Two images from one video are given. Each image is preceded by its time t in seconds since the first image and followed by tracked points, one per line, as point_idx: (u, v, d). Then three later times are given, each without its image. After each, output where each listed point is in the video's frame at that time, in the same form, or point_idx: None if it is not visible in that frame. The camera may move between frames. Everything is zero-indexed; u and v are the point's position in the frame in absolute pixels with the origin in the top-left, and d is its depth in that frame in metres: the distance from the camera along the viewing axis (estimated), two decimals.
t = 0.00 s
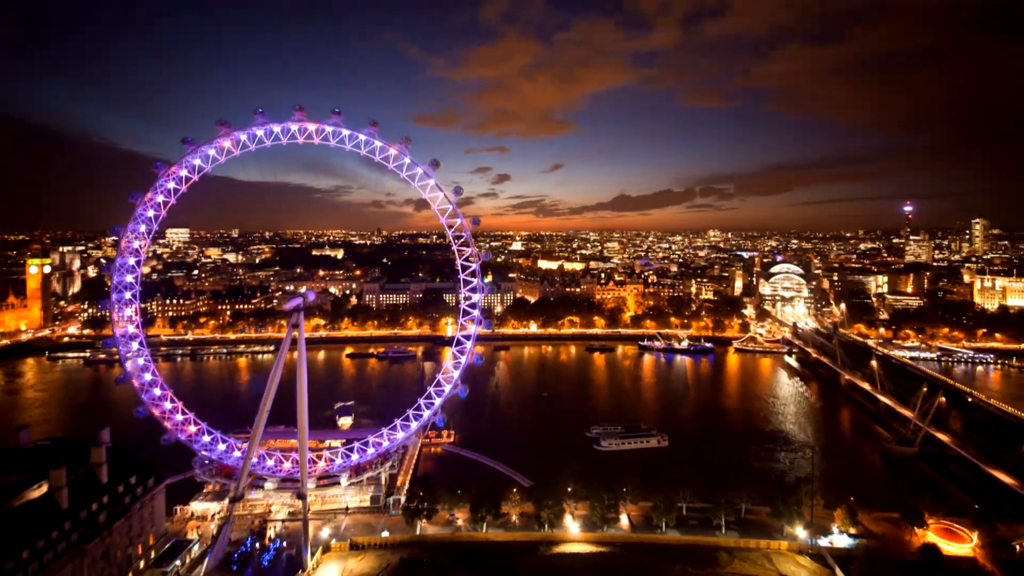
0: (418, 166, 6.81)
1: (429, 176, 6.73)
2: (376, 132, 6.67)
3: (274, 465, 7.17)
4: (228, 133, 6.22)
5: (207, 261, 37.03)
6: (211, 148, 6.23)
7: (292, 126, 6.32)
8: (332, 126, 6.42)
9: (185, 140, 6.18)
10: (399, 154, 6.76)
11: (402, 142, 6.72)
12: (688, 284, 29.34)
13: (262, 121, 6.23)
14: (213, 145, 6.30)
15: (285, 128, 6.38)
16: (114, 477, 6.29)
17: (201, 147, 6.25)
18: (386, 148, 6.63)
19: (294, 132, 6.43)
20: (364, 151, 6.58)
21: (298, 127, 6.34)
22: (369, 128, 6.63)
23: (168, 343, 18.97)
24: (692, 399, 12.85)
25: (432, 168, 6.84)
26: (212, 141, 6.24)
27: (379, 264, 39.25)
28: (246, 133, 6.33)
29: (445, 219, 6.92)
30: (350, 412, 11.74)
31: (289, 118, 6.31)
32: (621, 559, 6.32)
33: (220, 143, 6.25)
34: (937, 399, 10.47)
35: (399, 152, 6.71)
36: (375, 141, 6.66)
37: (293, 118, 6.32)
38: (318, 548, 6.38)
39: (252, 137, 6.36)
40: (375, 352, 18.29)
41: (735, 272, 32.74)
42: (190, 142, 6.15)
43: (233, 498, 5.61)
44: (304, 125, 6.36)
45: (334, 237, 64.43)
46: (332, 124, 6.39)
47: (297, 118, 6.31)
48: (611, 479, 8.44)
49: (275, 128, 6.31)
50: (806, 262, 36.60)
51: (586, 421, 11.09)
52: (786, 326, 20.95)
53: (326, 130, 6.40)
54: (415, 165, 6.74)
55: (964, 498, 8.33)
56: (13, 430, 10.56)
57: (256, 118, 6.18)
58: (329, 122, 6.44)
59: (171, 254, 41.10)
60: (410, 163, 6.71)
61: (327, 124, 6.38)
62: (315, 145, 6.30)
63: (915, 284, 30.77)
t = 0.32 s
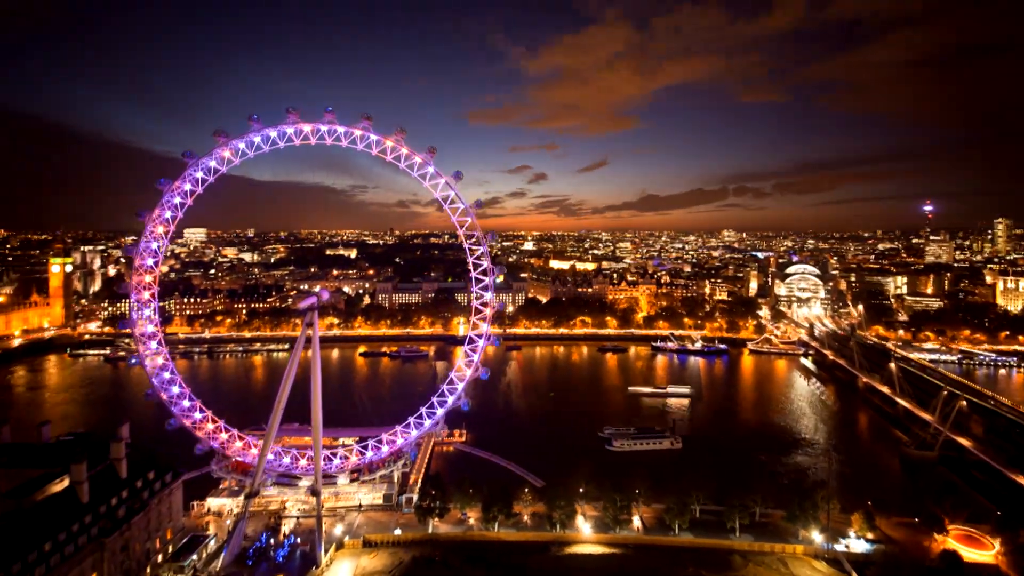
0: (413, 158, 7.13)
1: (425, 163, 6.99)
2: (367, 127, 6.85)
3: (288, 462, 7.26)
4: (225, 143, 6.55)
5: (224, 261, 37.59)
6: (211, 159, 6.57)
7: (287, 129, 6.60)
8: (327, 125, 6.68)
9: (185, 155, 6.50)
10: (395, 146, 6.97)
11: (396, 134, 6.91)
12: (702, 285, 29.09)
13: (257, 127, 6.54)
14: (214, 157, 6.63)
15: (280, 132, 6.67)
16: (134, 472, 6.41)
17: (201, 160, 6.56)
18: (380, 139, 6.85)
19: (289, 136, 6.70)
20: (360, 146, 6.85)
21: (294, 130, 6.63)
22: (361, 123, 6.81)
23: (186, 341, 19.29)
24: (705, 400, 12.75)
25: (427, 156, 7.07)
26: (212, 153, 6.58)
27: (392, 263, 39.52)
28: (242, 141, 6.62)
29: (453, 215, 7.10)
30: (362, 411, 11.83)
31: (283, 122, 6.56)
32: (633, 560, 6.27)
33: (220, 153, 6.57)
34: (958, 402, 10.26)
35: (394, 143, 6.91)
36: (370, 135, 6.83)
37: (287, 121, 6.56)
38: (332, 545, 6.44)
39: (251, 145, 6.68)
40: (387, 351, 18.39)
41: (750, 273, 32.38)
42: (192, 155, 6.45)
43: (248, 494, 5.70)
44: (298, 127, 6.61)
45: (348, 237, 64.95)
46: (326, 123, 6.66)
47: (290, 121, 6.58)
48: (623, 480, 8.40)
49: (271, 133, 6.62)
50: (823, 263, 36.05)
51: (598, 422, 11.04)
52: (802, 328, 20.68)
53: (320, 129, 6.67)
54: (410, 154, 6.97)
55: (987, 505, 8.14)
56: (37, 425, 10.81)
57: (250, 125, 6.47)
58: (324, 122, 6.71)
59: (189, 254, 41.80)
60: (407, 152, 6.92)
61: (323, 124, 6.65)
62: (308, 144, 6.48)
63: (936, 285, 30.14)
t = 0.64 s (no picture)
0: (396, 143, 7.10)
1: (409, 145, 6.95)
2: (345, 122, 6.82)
3: (302, 459, 7.36)
4: (212, 162, 6.69)
5: (240, 260, 38.08)
6: (193, 194, 6.69)
7: (269, 140, 6.73)
8: (305, 128, 6.73)
9: (178, 183, 6.66)
10: (377, 135, 6.94)
11: (374, 122, 6.86)
12: (716, 286, 28.81)
13: (239, 143, 6.66)
14: (205, 181, 6.74)
15: (264, 144, 6.79)
16: (152, 468, 6.54)
17: (192, 185, 6.68)
18: (360, 131, 6.82)
19: (272, 146, 6.82)
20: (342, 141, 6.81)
21: (276, 140, 6.77)
22: (337, 118, 6.77)
23: (202, 339, 19.57)
24: (719, 402, 12.62)
25: (410, 138, 7.02)
26: (201, 176, 6.70)
27: (404, 263, 39.70)
28: (228, 159, 6.73)
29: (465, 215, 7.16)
30: (374, 410, 11.91)
31: (263, 133, 6.68)
32: (646, 563, 6.23)
33: (211, 174, 6.71)
34: (979, 406, 10.03)
35: (375, 132, 6.88)
36: (350, 129, 6.78)
37: (268, 131, 6.68)
38: (345, 541, 6.49)
39: (237, 161, 6.79)
40: (400, 350, 18.48)
41: (765, 274, 31.99)
42: (181, 183, 6.59)
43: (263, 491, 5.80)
44: (280, 135, 6.74)
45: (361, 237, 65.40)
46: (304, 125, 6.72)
47: (268, 130, 6.69)
48: (636, 482, 8.35)
49: (255, 146, 6.73)
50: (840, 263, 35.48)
51: (610, 423, 10.98)
52: (819, 329, 20.38)
53: (301, 132, 6.74)
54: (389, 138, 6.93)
55: (1009, 511, 7.96)
56: (59, 420, 11.07)
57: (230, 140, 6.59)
58: (303, 126, 6.75)
59: (206, 253, 42.43)
60: (389, 139, 6.89)
61: (300, 127, 6.71)
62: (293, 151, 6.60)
63: (957, 286, 29.53)
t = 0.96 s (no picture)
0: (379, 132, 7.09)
1: (391, 134, 6.93)
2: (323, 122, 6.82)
3: (317, 456, 7.44)
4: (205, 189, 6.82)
5: (257, 260, 38.58)
6: (193, 224, 6.84)
7: (256, 157, 6.83)
8: (287, 137, 6.80)
9: (177, 216, 6.84)
10: (358, 130, 6.93)
11: (351, 117, 6.82)
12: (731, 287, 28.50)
13: (228, 167, 6.80)
14: (202, 209, 6.88)
15: (251, 162, 6.89)
16: (170, 464, 6.66)
17: (189, 216, 6.84)
18: (340, 129, 6.80)
19: (259, 162, 6.92)
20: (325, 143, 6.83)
21: (263, 156, 6.85)
22: (315, 120, 6.77)
23: (219, 337, 19.87)
24: (734, 404, 12.48)
25: (391, 127, 6.98)
26: (198, 206, 6.83)
27: (418, 263, 39.93)
28: (221, 182, 6.85)
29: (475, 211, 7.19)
30: (387, 408, 11.99)
31: (248, 151, 6.78)
32: (659, 565, 6.19)
33: (206, 202, 6.83)
34: (1003, 410, 9.79)
35: (355, 127, 6.82)
36: (330, 129, 6.78)
37: (252, 149, 6.77)
38: (359, 538, 6.55)
39: (230, 183, 6.91)
40: (413, 349, 18.58)
41: (781, 274, 31.56)
42: (177, 216, 6.75)
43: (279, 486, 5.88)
44: (264, 149, 6.83)
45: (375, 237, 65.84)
46: (285, 135, 6.79)
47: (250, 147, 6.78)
48: (649, 483, 8.29)
49: (243, 164, 6.82)
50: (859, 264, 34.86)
51: (622, 424, 10.93)
52: (836, 331, 20.05)
53: (284, 142, 6.81)
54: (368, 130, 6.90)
55: None
56: (81, 416, 11.31)
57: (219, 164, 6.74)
58: (286, 135, 6.81)
59: (223, 252, 43.09)
60: (371, 131, 6.84)
61: (282, 137, 6.78)
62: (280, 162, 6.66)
63: (980, 288, 28.84)
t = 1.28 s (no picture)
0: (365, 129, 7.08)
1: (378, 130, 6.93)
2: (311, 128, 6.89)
3: (331, 454, 7.50)
4: (207, 212, 6.97)
5: (272, 259, 39.03)
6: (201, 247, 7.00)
7: (251, 174, 6.97)
8: (279, 149, 6.89)
9: (184, 243, 6.99)
10: (346, 130, 6.91)
11: (337, 119, 6.82)
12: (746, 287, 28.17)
13: (225, 187, 6.94)
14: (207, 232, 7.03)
15: (248, 178, 7.02)
16: (188, 460, 6.76)
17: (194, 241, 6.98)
18: (328, 133, 6.84)
19: (256, 177, 7.05)
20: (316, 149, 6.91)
21: (258, 171, 6.98)
22: (303, 128, 6.87)
23: (235, 335, 20.14)
24: (749, 406, 12.34)
25: (379, 122, 6.96)
26: (201, 229, 6.97)
27: (431, 263, 40.07)
28: (221, 203, 6.97)
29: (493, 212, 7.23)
30: (400, 407, 12.06)
31: (243, 169, 6.92)
32: (671, 568, 6.14)
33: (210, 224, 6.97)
34: None
35: (342, 128, 6.81)
36: (318, 134, 6.85)
37: (246, 166, 6.91)
38: (372, 536, 6.60)
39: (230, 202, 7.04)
40: (426, 348, 18.66)
41: (798, 275, 31.11)
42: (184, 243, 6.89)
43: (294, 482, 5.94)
44: (259, 165, 6.95)
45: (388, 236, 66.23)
46: (276, 148, 6.88)
47: (243, 165, 6.92)
48: (662, 485, 8.24)
49: (240, 182, 6.94)
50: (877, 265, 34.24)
51: (635, 426, 10.87)
52: (854, 333, 19.72)
53: (276, 154, 6.91)
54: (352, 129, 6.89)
55: None
56: (102, 412, 11.55)
57: (217, 185, 6.90)
58: (277, 148, 6.90)
59: (239, 252, 43.68)
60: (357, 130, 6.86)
61: (273, 150, 6.87)
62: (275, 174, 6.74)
63: (1004, 289, 28.15)
